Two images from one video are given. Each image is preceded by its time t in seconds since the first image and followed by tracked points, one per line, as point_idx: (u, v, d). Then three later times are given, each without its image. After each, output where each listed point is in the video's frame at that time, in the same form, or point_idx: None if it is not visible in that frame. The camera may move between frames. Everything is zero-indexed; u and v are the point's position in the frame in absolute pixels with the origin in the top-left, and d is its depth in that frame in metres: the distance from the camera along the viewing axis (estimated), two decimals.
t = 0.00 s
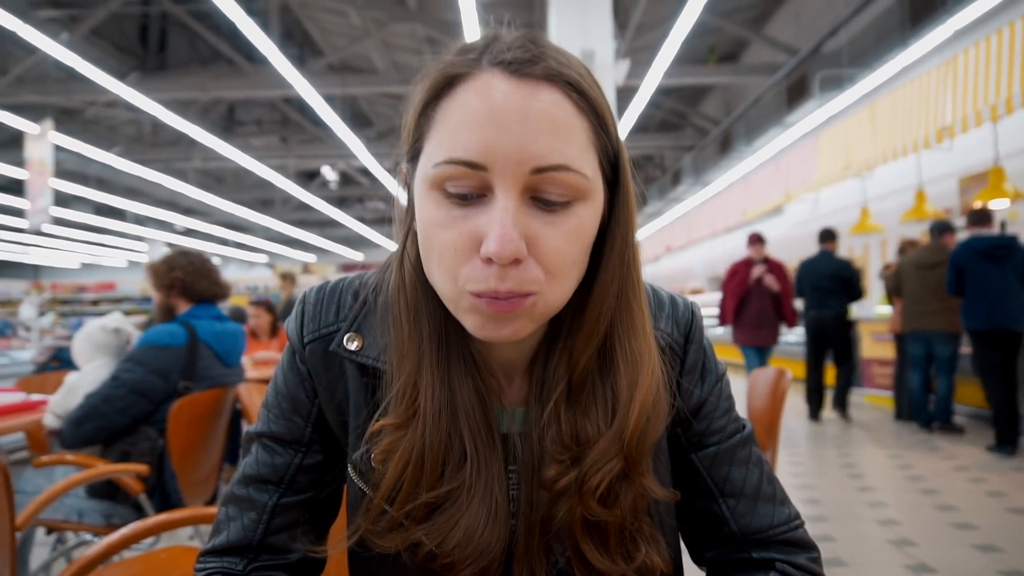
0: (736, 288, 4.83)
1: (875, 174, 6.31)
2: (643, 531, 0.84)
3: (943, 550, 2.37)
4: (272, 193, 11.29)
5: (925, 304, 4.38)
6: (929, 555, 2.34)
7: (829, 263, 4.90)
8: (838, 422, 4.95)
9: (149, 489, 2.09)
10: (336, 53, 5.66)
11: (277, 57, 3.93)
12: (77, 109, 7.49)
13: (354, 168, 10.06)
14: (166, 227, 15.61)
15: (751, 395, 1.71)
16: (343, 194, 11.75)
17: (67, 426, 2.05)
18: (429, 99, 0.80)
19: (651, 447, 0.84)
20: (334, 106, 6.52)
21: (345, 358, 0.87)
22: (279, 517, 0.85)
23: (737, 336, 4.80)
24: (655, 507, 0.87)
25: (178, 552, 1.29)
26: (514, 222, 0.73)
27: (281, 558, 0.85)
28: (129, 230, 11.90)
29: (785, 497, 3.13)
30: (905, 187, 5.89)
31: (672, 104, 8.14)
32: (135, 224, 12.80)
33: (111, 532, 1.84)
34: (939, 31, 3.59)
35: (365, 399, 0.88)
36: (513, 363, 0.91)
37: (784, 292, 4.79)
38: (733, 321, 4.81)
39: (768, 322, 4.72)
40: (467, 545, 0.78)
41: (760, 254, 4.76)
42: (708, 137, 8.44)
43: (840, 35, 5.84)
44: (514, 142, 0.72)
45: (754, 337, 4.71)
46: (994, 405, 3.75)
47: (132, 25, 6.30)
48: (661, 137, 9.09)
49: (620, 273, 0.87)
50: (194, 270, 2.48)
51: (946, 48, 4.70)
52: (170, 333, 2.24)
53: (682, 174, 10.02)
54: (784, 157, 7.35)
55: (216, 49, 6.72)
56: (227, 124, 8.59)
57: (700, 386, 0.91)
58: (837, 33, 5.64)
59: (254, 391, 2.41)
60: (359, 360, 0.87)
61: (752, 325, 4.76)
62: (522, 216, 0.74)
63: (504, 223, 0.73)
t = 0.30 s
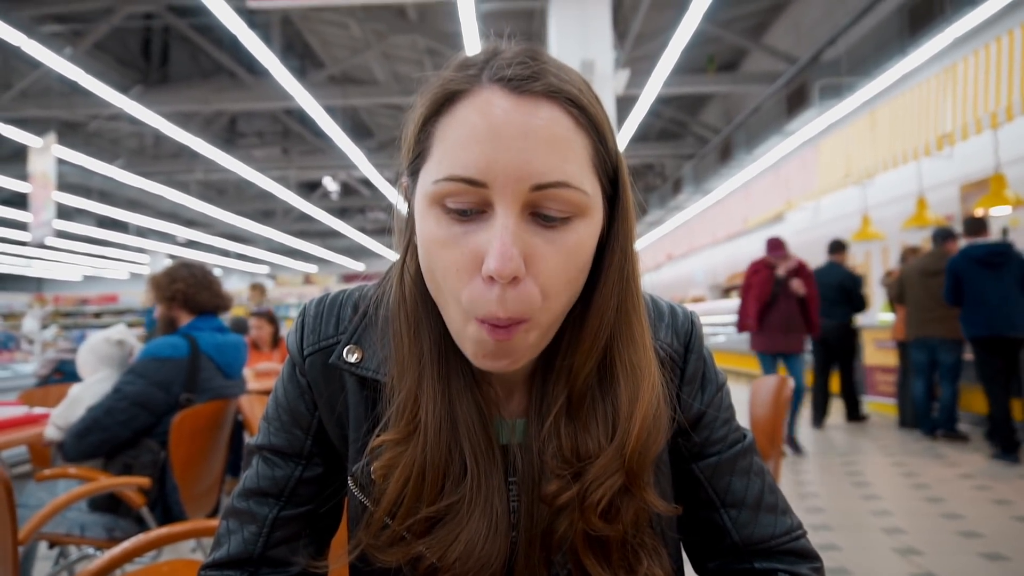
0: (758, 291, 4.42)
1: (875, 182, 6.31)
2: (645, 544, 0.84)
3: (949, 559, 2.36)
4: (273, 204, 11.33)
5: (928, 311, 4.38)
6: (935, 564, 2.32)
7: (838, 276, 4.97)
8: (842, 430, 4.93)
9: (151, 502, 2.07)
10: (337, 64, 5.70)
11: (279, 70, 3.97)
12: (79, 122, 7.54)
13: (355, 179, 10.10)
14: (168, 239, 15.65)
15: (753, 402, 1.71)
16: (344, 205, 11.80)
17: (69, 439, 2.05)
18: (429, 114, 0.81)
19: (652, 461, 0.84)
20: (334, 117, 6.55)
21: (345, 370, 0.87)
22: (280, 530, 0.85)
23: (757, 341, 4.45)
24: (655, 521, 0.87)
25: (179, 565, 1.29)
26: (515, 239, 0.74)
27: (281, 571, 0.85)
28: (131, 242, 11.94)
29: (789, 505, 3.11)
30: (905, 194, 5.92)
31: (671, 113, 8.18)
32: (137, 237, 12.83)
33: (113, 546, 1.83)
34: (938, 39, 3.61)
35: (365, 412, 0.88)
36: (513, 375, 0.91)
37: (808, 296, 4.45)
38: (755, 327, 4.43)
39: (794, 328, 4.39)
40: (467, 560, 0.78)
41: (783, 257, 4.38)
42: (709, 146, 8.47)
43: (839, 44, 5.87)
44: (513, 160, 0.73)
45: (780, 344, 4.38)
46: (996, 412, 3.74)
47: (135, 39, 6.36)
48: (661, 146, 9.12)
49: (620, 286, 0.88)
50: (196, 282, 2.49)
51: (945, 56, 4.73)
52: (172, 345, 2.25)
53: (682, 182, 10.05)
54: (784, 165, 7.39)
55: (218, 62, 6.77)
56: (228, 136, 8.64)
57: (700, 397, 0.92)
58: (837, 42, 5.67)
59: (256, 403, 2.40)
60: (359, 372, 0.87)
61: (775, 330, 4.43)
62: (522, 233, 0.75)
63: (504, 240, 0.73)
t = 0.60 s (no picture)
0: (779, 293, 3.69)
1: (870, 185, 6.33)
2: (641, 547, 0.84)
3: (944, 562, 2.36)
4: (269, 207, 11.32)
5: (923, 313, 4.39)
6: (931, 567, 2.33)
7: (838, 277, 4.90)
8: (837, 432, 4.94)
9: (146, 505, 2.06)
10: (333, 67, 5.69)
11: (276, 73, 3.97)
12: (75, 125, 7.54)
13: (351, 182, 10.11)
14: (164, 242, 15.63)
15: (750, 406, 1.72)
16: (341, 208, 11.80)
17: (65, 442, 2.04)
18: (425, 118, 0.82)
19: (648, 464, 0.84)
20: (331, 120, 6.55)
21: (341, 373, 0.87)
22: (276, 533, 0.85)
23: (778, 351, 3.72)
24: (650, 523, 0.87)
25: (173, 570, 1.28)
26: (511, 242, 0.74)
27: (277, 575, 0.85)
28: (127, 246, 11.90)
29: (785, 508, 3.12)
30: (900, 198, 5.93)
31: (667, 116, 8.21)
32: (133, 240, 12.80)
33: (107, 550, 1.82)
34: (932, 43, 3.62)
35: (361, 416, 0.88)
36: (510, 378, 0.91)
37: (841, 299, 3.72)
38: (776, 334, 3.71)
39: (824, 337, 3.65)
40: (464, 563, 0.78)
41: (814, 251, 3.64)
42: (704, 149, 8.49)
43: (834, 48, 5.90)
44: (509, 164, 0.73)
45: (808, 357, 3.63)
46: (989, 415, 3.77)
47: (130, 41, 6.35)
48: (657, 149, 9.14)
49: (617, 288, 0.88)
50: (192, 285, 2.48)
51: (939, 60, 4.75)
52: (168, 348, 2.24)
53: (679, 185, 10.09)
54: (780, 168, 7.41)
55: (214, 65, 6.77)
56: (225, 139, 8.64)
57: (696, 399, 0.92)
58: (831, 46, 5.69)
59: (252, 406, 2.39)
60: (355, 375, 0.87)
61: (801, 339, 3.69)
62: (518, 237, 0.75)
63: (501, 243, 0.74)
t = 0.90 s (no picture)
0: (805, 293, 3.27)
1: (870, 187, 6.33)
2: (641, 550, 0.84)
3: (943, 563, 2.36)
4: (269, 208, 11.32)
5: (922, 315, 4.40)
6: (929, 568, 2.33)
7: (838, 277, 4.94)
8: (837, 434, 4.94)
9: (145, 505, 2.07)
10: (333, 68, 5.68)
11: (276, 74, 3.97)
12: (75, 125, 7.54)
13: (351, 182, 10.11)
14: (164, 242, 15.62)
15: (749, 406, 1.72)
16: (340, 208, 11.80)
17: (64, 442, 2.04)
18: (427, 120, 0.82)
19: (649, 466, 0.84)
20: (330, 120, 6.55)
21: (341, 374, 0.87)
22: (277, 533, 0.85)
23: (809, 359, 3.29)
24: (650, 525, 0.87)
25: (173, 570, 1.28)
26: (512, 243, 0.74)
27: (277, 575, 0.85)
28: (127, 246, 11.91)
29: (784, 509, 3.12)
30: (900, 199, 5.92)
31: (667, 117, 8.22)
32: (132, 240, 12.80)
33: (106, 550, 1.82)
34: (933, 45, 3.62)
35: (362, 416, 0.88)
36: (510, 379, 0.91)
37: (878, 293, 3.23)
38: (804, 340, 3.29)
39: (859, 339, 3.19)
40: (464, 564, 0.78)
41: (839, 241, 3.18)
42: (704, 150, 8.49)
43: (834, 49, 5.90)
44: (511, 165, 0.73)
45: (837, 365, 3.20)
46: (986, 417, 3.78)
47: (130, 42, 6.36)
48: (657, 151, 9.14)
49: (618, 289, 0.88)
50: (191, 285, 2.48)
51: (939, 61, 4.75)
52: (167, 348, 2.23)
53: (678, 186, 10.10)
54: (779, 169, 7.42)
55: (215, 66, 6.77)
56: (225, 139, 8.64)
57: (696, 400, 0.92)
58: (831, 47, 5.69)
59: (251, 407, 2.40)
60: (355, 375, 0.87)
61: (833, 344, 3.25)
62: (520, 238, 0.75)
63: (502, 245, 0.74)
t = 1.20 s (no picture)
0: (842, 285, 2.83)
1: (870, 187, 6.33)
2: (642, 550, 0.84)
3: (944, 563, 2.36)
4: (269, 208, 11.32)
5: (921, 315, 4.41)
6: (929, 567, 2.33)
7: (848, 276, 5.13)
8: (838, 434, 4.94)
9: (146, 505, 2.07)
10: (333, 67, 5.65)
11: (277, 75, 3.97)
12: (75, 126, 7.55)
13: (351, 183, 10.10)
14: (164, 243, 15.63)
15: (749, 407, 1.71)
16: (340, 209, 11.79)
17: (65, 442, 2.04)
18: (428, 121, 0.82)
19: (651, 466, 0.84)
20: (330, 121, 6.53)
21: (343, 374, 0.87)
22: (277, 534, 0.85)
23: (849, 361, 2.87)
24: (651, 525, 0.87)
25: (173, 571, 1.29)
26: (514, 245, 0.74)
27: None
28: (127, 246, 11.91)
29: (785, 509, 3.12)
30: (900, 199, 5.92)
31: (667, 118, 8.22)
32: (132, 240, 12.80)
33: (107, 550, 1.82)
34: (932, 45, 3.62)
35: (362, 417, 0.89)
36: (512, 379, 0.91)
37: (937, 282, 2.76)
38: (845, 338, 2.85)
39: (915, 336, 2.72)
40: (465, 565, 0.78)
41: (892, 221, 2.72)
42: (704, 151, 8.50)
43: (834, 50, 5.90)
44: (513, 166, 0.73)
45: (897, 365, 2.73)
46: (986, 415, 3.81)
47: (130, 43, 6.37)
48: (657, 151, 9.15)
49: (620, 288, 0.88)
50: (192, 285, 2.49)
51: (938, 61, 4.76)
52: (167, 349, 2.23)
53: (679, 187, 10.11)
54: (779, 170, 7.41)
55: (215, 67, 6.77)
56: (225, 139, 8.64)
57: (697, 399, 0.92)
58: (831, 47, 5.70)
59: (251, 407, 2.39)
60: (357, 376, 0.87)
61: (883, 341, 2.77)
62: (522, 239, 0.75)
63: (504, 246, 0.74)
